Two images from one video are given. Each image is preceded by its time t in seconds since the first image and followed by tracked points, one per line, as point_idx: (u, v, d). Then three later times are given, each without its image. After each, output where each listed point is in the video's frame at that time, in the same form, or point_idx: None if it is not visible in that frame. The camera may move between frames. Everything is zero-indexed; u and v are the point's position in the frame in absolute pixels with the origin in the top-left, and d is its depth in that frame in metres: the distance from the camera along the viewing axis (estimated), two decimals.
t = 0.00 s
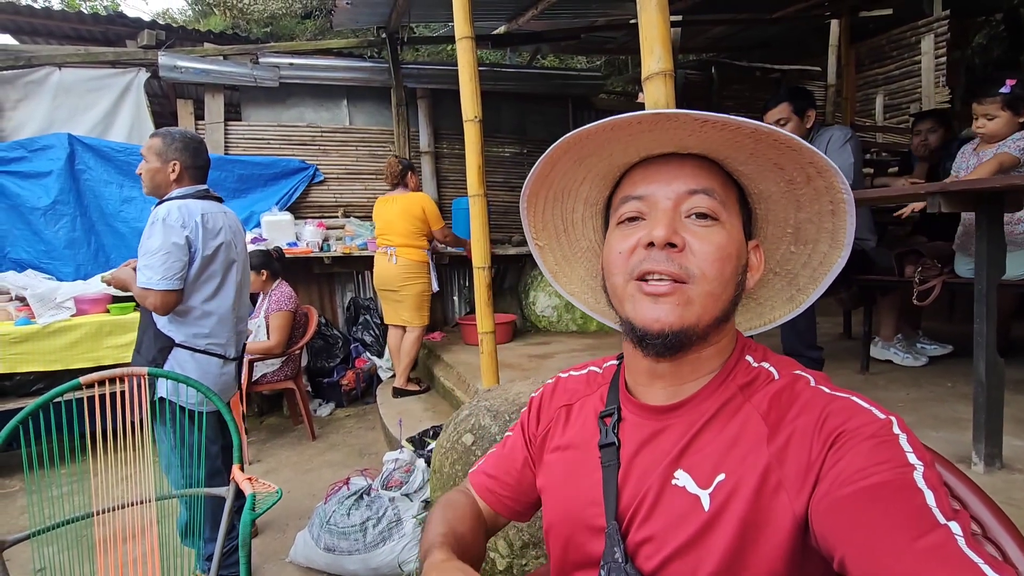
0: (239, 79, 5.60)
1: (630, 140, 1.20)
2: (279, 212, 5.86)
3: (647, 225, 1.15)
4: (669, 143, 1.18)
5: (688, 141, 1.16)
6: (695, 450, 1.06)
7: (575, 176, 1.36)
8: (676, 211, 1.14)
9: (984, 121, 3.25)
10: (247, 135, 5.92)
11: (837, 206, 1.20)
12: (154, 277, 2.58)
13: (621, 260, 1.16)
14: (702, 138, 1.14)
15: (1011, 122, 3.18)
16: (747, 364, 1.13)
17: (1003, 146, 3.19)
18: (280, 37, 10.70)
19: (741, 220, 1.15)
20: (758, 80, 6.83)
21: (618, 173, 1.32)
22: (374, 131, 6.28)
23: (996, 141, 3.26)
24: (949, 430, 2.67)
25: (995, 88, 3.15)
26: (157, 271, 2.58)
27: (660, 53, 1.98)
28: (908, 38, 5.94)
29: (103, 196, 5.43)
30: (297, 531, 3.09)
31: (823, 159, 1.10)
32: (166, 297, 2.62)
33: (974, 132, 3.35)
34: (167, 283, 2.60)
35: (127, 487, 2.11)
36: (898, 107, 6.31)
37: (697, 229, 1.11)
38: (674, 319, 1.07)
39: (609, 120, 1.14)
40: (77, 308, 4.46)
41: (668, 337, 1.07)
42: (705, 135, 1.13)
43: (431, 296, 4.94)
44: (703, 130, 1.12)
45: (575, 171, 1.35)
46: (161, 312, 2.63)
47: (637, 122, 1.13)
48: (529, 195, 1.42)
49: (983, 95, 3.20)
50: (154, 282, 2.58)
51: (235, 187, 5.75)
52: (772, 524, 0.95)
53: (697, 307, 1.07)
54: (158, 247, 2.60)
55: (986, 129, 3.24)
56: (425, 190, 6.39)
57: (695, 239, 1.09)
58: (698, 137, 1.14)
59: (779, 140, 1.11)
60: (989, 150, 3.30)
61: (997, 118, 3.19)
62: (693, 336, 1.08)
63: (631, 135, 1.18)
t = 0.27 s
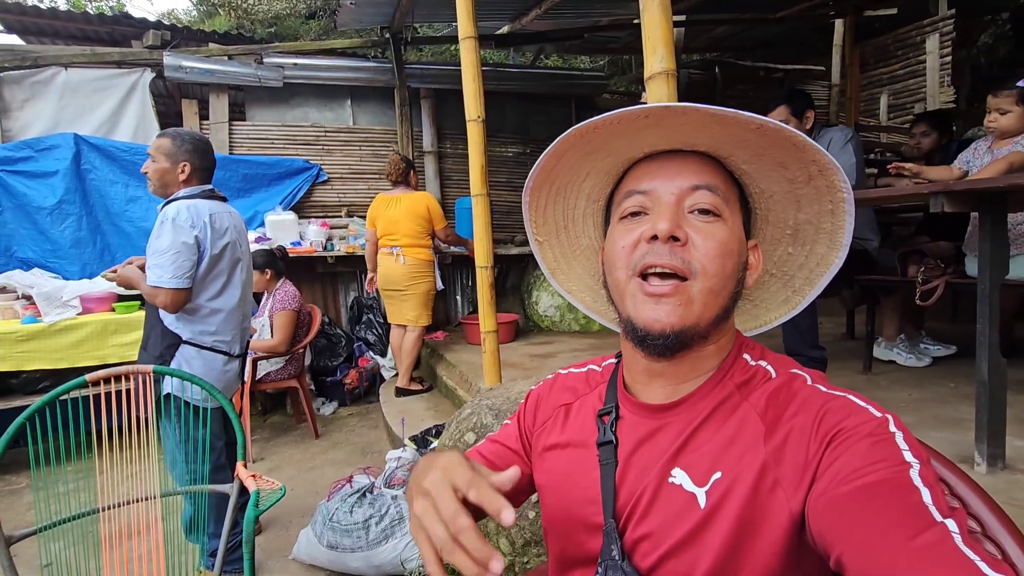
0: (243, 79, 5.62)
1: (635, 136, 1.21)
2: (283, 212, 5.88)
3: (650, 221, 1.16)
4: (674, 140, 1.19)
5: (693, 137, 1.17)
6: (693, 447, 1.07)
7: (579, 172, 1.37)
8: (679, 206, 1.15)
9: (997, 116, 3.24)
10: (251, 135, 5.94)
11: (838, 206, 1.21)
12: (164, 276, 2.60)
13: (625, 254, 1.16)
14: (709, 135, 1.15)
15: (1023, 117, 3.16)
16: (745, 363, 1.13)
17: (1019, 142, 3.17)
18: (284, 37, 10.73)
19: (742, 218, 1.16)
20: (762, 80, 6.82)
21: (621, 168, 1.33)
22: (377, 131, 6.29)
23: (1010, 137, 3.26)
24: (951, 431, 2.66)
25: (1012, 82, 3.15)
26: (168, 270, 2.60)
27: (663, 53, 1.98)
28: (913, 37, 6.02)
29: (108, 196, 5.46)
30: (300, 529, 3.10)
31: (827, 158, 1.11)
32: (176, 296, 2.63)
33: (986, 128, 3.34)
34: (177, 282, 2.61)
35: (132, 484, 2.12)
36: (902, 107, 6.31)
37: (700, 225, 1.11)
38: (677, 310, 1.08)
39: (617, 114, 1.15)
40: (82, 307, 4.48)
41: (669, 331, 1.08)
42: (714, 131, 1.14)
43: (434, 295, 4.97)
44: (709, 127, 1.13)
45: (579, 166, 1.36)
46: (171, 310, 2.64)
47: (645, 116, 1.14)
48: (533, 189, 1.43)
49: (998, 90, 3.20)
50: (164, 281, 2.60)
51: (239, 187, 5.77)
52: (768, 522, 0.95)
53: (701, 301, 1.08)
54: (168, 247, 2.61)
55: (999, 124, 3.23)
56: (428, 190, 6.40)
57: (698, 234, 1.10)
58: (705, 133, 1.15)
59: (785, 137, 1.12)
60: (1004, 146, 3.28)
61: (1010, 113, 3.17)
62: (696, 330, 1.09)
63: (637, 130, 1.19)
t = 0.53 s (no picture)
0: (248, 79, 5.64)
1: (622, 136, 1.22)
2: (287, 211, 5.89)
3: (637, 222, 1.17)
4: (659, 140, 1.20)
5: (677, 137, 1.18)
6: (693, 446, 1.07)
7: (573, 174, 1.39)
8: (666, 206, 1.16)
9: (977, 118, 3.25)
10: (255, 135, 5.96)
11: (830, 200, 1.20)
12: (199, 272, 2.64)
13: (613, 256, 1.17)
14: (690, 135, 1.16)
15: (1002, 116, 3.17)
16: (746, 361, 1.13)
17: (1010, 139, 3.16)
18: (288, 37, 10.75)
19: (732, 216, 1.17)
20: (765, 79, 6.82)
21: (615, 168, 1.34)
22: (381, 130, 6.31)
23: (996, 138, 3.27)
24: (956, 431, 2.66)
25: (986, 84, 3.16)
26: (202, 266, 2.64)
27: (667, 52, 1.98)
28: (919, 36, 5.90)
29: (114, 195, 5.48)
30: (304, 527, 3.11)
31: (809, 153, 1.11)
32: (208, 291, 2.68)
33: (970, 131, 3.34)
34: (211, 277, 2.67)
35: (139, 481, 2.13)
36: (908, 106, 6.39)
37: (687, 225, 1.12)
38: (663, 311, 1.09)
39: (600, 117, 1.16)
40: (88, 306, 4.51)
41: (656, 332, 1.09)
42: (694, 131, 1.15)
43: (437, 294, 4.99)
44: (691, 127, 1.14)
45: (573, 167, 1.37)
46: (202, 306, 2.68)
47: (625, 120, 1.16)
48: (528, 193, 1.44)
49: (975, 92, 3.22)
50: (199, 276, 2.64)
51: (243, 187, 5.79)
52: (768, 520, 0.96)
53: (687, 301, 1.09)
54: (201, 243, 2.64)
55: (980, 126, 3.24)
56: (431, 190, 6.41)
57: (681, 236, 1.11)
58: (686, 133, 1.16)
59: (765, 136, 1.12)
60: (993, 146, 3.28)
61: (988, 115, 3.18)
62: (682, 328, 1.10)
63: (622, 131, 1.21)
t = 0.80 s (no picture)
0: (250, 79, 5.65)
1: (621, 133, 1.22)
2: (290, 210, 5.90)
3: (636, 220, 1.18)
4: (656, 137, 1.20)
5: (673, 135, 1.18)
6: (695, 442, 1.07)
7: (572, 174, 1.39)
8: (664, 204, 1.16)
9: (954, 122, 3.23)
10: (258, 134, 5.97)
11: (830, 193, 1.19)
12: (249, 266, 2.77)
13: (612, 253, 1.18)
14: (687, 132, 1.16)
15: (979, 120, 3.15)
16: (748, 357, 1.13)
17: (989, 142, 3.15)
18: (291, 36, 10.77)
19: (732, 213, 1.17)
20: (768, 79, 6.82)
21: (613, 166, 1.34)
22: (384, 130, 6.32)
23: (976, 140, 3.24)
24: (960, 431, 2.65)
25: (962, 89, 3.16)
26: (251, 260, 2.78)
27: (670, 51, 1.98)
28: (922, 36, 5.91)
29: (118, 194, 5.49)
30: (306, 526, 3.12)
31: (807, 147, 1.10)
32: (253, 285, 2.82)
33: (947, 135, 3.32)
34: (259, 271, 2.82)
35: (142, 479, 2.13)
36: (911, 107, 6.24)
37: (685, 222, 1.13)
38: (663, 308, 1.09)
39: (598, 116, 1.17)
40: (91, 304, 4.54)
41: (657, 329, 1.09)
42: (690, 128, 1.15)
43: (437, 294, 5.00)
44: (688, 124, 1.14)
45: (571, 166, 1.38)
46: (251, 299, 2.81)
47: (621, 118, 1.17)
48: (527, 192, 1.45)
49: (951, 97, 3.21)
50: (252, 270, 2.78)
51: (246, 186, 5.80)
52: (771, 516, 0.95)
53: (686, 297, 1.09)
54: (249, 239, 2.77)
55: (958, 130, 3.22)
56: (434, 189, 6.42)
57: (683, 232, 1.11)
58: (683, 130, 1.16)
59: (762, 130, 1.12)
60: (972, 149, 3.26)
61: (966, 118, 3.16)
62: (682, 326, 1.10)
63: (618, 130, 1.21)
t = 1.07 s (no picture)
0: (251, 78, 5.66)
1: (627, 134, 1.22)
2: (290, 210, 5.91)
3: (637, 221, 1.18)
4: (662, 138, 1.20)
5: (681, 136, 1.18)
6: (687, 446, 1.07)
7: (569, 171, 1.39)
8: (668, 205, 1.16)
9: (943, 124, 3.23)
10: (259, 134, 5.97)
11: (829, 203, 1.20)
12: (260, 266, 2.83)
13: (611, 254, 1.18)
14: (695, 134, 1.16)
15: (969, 122, 3.15)
16: (739, 360, 1.14)
17: (979, 143, 3.15)
18: (292, 36, 10.76)
19: (732, 217, 1.17)
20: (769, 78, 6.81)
21: (612, 166, 1.35)
22: (384, 130, 6.32)
23: (965, 142, 3.24)
24: (959, 432, 2.64)
25: (952, 90, 3.15)
26: (262, 260, 2.84)
27: (668, 51, 1.97)
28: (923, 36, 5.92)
29: (118, 194, 5.50)
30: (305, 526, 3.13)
31: (814, 156, 1.11)
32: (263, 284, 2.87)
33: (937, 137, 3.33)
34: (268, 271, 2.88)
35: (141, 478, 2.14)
36: (913, 106, 6.24)
37: (684, 224, 1.13)
38: (664, 312, 1.09)
39: (602, 114, 1.17)
40: (92, 304, 4.53)
41: (656, 331, 1.09)
42: (697, 130, 1.15)
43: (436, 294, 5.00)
44: (695, 126, 1.14)
45: (569, 164, 1.38)
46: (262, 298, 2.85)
47: (629, 117, 1.16)
48: (523, 188, 1.44)
49: (940, 98, 3.21)
50: (262, 270, 2.82)
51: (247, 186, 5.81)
52: (762, 521, 0.96)
53: (689, 301, 1.09)
54: (258, 240, 2.84)
55: (947, 131, 3.22)
56: (434, 189, 6.43)
57: (686, 235, 1.11)
58: (690, 133, 1.16)
59: (770, 136, 1.12)
60: (962, 150, 3.26)
61: (955, 120, 3.17)
62: (685, 332, 1.10)
63: (623, 129, 1.21)
